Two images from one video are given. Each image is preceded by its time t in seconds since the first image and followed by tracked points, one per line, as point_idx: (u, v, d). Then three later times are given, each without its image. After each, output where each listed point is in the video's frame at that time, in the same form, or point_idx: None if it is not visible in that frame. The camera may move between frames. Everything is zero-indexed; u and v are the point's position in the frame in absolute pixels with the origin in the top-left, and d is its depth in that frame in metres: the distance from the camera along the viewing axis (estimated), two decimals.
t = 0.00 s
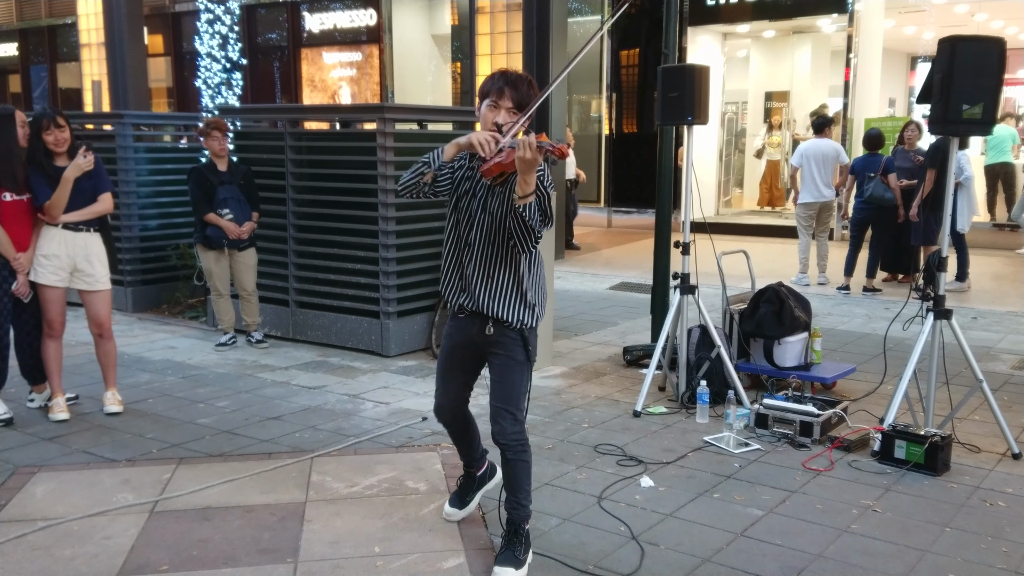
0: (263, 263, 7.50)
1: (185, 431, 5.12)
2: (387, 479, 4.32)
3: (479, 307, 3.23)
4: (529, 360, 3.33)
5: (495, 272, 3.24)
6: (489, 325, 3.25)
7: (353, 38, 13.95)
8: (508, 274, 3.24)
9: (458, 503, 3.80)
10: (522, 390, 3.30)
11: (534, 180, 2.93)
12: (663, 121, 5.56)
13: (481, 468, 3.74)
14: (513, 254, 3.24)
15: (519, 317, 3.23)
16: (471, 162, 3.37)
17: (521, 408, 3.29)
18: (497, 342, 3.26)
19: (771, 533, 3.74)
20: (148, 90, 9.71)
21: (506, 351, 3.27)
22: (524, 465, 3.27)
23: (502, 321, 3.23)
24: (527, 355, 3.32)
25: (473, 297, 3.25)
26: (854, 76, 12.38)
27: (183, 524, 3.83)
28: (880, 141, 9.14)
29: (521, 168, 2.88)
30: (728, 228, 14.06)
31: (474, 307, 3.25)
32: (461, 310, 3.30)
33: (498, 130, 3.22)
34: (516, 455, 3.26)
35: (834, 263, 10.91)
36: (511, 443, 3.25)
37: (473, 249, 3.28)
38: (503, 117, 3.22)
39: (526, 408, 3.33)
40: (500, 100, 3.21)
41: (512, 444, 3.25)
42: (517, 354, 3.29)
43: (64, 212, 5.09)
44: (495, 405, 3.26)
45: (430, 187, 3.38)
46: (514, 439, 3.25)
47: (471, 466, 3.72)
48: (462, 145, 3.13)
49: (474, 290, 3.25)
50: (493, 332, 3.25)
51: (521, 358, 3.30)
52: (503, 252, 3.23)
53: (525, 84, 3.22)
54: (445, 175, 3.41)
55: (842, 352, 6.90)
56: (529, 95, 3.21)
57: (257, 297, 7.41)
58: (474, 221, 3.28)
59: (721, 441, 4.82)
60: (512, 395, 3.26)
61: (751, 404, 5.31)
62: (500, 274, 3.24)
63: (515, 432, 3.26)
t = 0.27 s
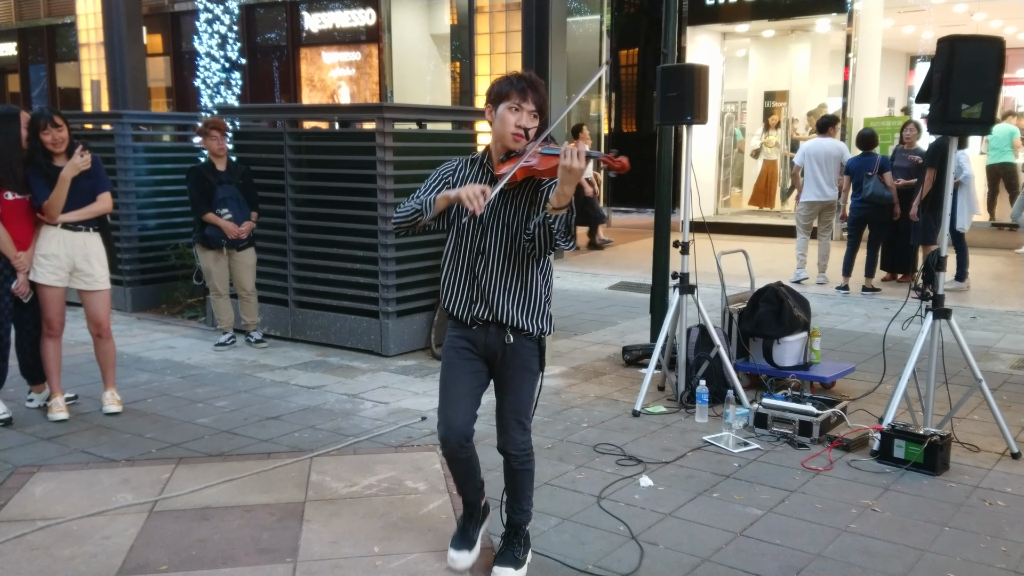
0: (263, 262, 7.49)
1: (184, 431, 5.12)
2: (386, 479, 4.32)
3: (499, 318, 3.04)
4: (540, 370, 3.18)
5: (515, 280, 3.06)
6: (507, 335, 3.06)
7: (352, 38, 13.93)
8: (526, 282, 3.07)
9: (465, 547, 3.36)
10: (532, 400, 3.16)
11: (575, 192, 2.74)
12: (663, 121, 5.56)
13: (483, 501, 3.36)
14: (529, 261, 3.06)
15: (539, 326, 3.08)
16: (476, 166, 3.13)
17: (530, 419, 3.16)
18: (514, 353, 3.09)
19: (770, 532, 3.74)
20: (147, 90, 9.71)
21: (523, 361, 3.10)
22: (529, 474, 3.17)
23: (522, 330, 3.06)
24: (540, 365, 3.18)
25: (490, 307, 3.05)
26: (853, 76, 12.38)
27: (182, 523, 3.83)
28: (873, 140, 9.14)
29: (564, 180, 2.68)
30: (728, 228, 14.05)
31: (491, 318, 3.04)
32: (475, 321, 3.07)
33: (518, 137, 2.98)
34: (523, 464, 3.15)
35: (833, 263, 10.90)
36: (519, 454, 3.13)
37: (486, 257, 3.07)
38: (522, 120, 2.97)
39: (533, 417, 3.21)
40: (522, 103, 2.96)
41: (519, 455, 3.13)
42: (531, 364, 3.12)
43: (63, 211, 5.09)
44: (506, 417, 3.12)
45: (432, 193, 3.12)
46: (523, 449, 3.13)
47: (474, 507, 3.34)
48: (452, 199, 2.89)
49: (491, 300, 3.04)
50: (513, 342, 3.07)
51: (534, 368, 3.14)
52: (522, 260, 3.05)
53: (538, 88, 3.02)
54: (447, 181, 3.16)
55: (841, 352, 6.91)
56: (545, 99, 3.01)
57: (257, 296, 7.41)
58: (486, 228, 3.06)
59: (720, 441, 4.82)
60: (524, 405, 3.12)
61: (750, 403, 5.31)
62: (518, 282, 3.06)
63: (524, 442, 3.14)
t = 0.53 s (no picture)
0: (257, 261, 7.48)
1: (178, 429, 5.11)
2: (381, 477, 4.32)
3: (506, 321, 2.91)
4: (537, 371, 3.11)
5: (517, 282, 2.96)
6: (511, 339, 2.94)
7: (347, 35, 13.82)
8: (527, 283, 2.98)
9: None
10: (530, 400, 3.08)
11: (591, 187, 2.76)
12: (657, 120, 5.56)
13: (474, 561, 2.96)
14: (529, 261, 2.98)
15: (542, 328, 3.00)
16: (467, 163, 2.96)
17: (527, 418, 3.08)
18: (517, 358, 2.98)
19: (764, 530, 3.75)
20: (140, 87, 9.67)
21: (527, 362, 3.01)
22: (526, 470, 3.11)
23: (527, 332, 2.96)
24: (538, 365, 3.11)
25: (496, 311, 2.90)
26: (847, 75, 12.45)
27: (176, 522, 3.83)
28: (862, 138, 9.16)
29: (581, 175, 2.68)
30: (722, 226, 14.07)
31: (496, 322, 2.90)
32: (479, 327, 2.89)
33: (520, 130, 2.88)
34: (521, 461, 3.09)
35: (827, 262, 10.92)
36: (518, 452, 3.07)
37: (487, 259, 2.93)
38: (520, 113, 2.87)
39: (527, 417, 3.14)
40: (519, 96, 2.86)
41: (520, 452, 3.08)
42: (531, 365, 3.04)
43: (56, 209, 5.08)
44: (506, 417, 3.04)
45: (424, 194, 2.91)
46: (522, 446, 3.07)
47: (463, 560, 2.92)
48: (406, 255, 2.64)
49: (496, 304, 2.90)
50: (516, 348, 2.96)
51: (533, 367, 3.05)
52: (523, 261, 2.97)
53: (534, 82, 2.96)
54: (435, 183, 2.97)
55: (835, 350, 6.93)
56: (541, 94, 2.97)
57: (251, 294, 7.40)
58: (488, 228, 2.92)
59: (715, 439, 4.83)
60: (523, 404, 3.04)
61: (745, 401, 5.32)
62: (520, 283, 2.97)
63: (524, 440, 3.08)
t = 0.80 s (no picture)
0: (251, 258, 7.47)
1: (171, 426, 5.10)
2: (374, 475, 4.32)
3: (489, 327, 2.88)
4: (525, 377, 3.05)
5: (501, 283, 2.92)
6: (495, 345, 2.89)
7: (340, 32, 13.44)
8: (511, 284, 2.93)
9: None
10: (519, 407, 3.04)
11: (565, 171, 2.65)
12: (651, 117, 5.56)
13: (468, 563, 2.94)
14: (514, 264, 2.93)
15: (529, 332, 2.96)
16: (445, 168, 2.90)
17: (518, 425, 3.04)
18: (503, 363, 2.92)
19: (757, 527, 3.76)
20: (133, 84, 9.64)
21: (514, 369, 2.95)
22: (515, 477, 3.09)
23: (512, 337, 2.91)
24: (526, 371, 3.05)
25: (479, 317, 2.87)
26: (841, 73, 12.51)
27: (169, 520, 3.82)
28: (853, 137, 9.17)
29: (554, 162, 2.58)
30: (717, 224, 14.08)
31: (479, 328, 2.86)
32: (462, 333, 2.86)
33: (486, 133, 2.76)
34: (512, 468, 3.08)
35: (819, 259, 10.95)
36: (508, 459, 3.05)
37: (470, 264, 2.89)
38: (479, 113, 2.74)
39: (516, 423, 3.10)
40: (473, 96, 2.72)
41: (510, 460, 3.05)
42: (519, 371, 2.99)
43: (50, 205, 5.05)
44: (495, 425, 2.99)
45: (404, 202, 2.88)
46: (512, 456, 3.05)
47: (458, 565, 2.89)
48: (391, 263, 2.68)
49: (479, 310, 2.87)
50: (501, 353, 2.90)
51: (520, 373, 3.00)
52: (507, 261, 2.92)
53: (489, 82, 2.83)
54: (415, 188, 2.92)
55: (828, 347, 6.95)
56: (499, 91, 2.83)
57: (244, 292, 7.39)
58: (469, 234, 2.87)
59: (708, 436, 4.84)
60: (511, 412, 2.99)
61: (738, 399, 5.33)
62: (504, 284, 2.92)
63: (514, 449, 3.05)
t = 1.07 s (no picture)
0: (235, 250, 7.43)
1: (155, 419, 5.07)
2: (359, 467, 4.31)
3: (452, 325, 2.72)
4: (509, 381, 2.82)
5: (464, 282, 2.73)
6: (461, 341, 2.72)
7: (325, 23, 13.32)
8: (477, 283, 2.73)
9: None
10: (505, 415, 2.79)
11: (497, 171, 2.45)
12: (637, 111, 5.56)
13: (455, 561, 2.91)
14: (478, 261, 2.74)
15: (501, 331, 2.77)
16: (414, 163, 2.81)
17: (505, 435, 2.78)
18: (472, 360, 2.73)
19: (741, 519, 3.78)
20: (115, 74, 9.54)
21: (486, 368, 2.74)
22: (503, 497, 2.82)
23: (480, 334, 2.73)
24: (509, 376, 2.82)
25: (441, 315, 2.73)
26: (825, 67, 12.57)
27: (153, 513, 3.80)
28: (835, 131, 9.22)
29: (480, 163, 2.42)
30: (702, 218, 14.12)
31: (442, 326, 2.72)
32: (429, 332, 2.74)
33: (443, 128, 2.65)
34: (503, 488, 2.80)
35: (803, 253, 11.01)
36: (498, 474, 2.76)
37: (434, 261, 2.75)
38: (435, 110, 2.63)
39: (508, 435, 2.83)
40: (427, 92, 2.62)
41: (495, 479, 2.77)
42: (495, 372, 2.76)
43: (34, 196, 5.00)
44: (472, 434, 2.74)
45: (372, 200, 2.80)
46: (498, 474, 2.76)
47: (444, 562, 2.87)
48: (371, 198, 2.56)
49: (441, 307, 2.73)
50: (468, 349, 2.72)
51: (501, 375, 2.79)
52: (472, 256, 2.73)
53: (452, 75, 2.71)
54: (387, 181, 2.85)
55: (811, 340, 6.99)
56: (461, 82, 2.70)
57: (228, 284, 7.34)
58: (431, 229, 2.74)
59: (692, 429, 4.86)
60: (491, 421, 2.74)
61: (723, 391, 5.36)
62: (469, 282, 2.73)
63: (500, 467, 2.77)
